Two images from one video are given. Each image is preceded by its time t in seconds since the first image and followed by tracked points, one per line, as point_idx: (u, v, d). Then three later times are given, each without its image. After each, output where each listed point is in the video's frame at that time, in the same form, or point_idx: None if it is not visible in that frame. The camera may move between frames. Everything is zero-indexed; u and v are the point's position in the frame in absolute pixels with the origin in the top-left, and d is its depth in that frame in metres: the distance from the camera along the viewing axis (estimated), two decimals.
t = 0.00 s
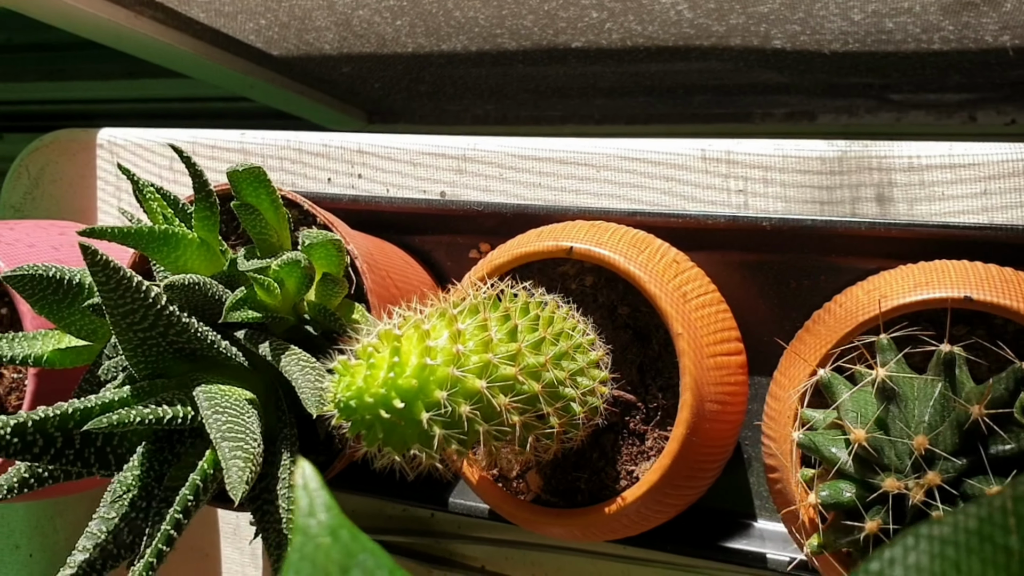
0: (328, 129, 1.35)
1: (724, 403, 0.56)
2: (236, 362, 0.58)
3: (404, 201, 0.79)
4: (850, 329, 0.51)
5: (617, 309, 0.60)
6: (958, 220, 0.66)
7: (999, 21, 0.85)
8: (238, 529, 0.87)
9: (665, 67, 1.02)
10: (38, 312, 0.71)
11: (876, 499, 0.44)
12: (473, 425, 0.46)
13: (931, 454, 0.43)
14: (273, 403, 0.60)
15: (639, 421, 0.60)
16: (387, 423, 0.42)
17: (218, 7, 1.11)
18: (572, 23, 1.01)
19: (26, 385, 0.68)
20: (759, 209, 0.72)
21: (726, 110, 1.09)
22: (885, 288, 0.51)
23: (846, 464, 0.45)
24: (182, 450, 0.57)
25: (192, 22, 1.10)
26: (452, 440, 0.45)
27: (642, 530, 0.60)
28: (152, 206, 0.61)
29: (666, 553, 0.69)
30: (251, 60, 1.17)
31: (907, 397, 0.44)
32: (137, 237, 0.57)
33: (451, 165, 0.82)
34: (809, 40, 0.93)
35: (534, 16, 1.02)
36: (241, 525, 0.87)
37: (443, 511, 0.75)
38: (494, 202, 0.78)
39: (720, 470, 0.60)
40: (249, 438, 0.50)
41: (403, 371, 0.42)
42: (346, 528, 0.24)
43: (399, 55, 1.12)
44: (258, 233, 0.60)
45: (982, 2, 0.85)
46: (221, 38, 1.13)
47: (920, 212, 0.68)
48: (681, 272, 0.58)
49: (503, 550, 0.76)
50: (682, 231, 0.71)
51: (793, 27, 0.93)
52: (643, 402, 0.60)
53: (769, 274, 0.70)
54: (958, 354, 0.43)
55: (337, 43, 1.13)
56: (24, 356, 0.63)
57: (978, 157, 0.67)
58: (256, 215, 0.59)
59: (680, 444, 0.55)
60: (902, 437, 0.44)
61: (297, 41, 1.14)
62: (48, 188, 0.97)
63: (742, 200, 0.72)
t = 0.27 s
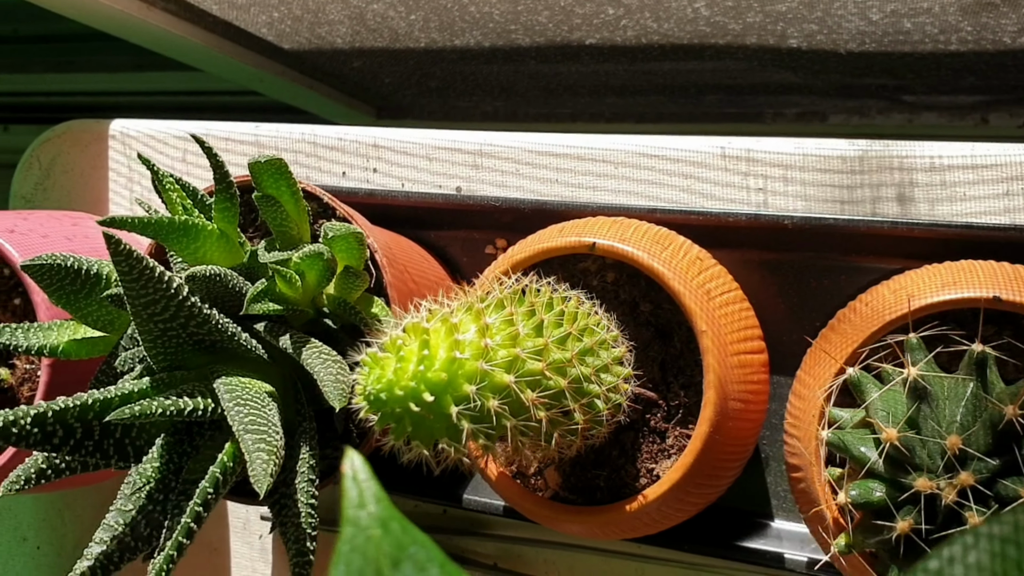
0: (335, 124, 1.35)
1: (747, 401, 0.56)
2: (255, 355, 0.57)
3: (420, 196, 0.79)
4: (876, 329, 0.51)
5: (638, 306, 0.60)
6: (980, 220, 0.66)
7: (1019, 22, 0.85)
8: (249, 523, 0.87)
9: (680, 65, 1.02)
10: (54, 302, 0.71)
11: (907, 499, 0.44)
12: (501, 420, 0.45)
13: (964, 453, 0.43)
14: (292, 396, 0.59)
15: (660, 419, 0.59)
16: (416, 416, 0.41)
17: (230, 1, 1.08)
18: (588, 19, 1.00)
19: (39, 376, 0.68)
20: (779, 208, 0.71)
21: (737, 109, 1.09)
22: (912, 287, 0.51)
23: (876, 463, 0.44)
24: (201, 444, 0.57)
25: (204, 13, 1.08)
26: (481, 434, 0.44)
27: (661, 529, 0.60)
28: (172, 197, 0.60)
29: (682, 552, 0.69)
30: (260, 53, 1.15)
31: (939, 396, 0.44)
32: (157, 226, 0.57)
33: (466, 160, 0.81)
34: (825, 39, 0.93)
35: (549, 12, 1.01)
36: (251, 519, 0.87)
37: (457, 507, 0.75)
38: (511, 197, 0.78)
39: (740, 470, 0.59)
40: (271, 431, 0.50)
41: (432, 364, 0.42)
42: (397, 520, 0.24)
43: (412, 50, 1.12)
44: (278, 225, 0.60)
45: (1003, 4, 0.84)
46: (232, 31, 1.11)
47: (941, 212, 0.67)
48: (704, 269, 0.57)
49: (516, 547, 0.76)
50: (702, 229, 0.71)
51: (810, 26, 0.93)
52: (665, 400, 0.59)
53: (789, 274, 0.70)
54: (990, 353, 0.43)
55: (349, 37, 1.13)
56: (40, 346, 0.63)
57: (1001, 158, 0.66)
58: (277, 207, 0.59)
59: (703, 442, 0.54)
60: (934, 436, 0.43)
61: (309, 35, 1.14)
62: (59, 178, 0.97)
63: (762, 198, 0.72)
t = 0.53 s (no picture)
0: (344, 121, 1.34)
1: (769, 403, 0.56)
2: (278, 350, 0.57)
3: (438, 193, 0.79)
4: (902, 332, 0.51)
5: (661, 306, 0.60)
6: (1000, 225, 0.66)
7: None
8: (261, 519, 0.87)
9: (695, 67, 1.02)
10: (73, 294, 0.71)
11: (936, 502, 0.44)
12: (530, 418, 0.45)
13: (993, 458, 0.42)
14: (314, 391, 0.59)
15: (682, 419, 0.59)
16: (449, 413, 0.41)
17: None
18: (604, 18, 1.02)
19: (58, 369, 0.68)
20: (799, 210, 0.71)
21: (748, 111, 1.09)
22: (939, 291, 0.51)
23: (904, 467, 0.44)
24: (223, 438, 0.56)
25: (218, 7, 1.08)
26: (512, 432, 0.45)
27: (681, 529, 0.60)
28: (195, 190, 0.60)
29: (698, 553, 0.69)
30: (274, 48, 1.15)
31: (968, 399, 0.44)
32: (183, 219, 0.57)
33: (484, 158, 0.81)
34: (842, 41, 0.93)
35: (566, 10, 1.03)
36: (263, 515, 0.87)
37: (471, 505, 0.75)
38: (530, 195, 0.78)
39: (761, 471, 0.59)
40: (297, 426, 0.50)
41: (463, 361, 0.42)
42: (454, 516, 0.24)
43: (425, 47, 1.12)
44: (302, 220, 0.60)
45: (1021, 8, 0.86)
46: (246, 24, 1.11)
47: (961, 216, 0.68)
48: (728, 270, 0.57)
49: (528, 546, 0.75)
50: (722, 230, 0.71)
51: (827, 27, 0.93)
52: (686, 401, 0.59)
53: (809, 275, 0.70)
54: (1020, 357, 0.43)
55: (364, 32, 1.13)
56: (59, 338, 0.62)
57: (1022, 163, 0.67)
58: (301, 201, 0.59)
59: (726, 444, 0.54)
60: (963, 440, 0.43)
61: (323, 30, 1.14)
62: (72, 171, 0.97)
63: (781, 199, 0.72)
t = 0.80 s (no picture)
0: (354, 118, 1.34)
1: (796, 404, 0.56)
2: (305, 347, 0.57)
3: (458, 191, 0.79)
4: (930, 335, 0.51)
5: (687, 307, 0.60)
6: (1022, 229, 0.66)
7: None
8: (276, 515, 0.88)
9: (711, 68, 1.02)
10: (95, 289, 0.71)
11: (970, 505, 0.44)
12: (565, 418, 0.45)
13: None
14: (340, 388, 0.60)
15: (707, 420, 0.59)
16: (486, 412, 0.42)
17: None
18: (622, 18, 1.02)
19: (80, 363, 0.68)
20: (820, 212, 0.72)
21: (759, 112, 1.09)
22: (968, 295, 0.51)
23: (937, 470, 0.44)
24: (251, 436, 0.56)
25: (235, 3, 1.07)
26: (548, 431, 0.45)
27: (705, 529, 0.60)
28: (222, 187, 0.60)
29: (718, 553, 0.69)
30: (289, 45, 1.15)
31: (1002, 403, 0.44)
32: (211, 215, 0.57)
33: (505, 157, 0.81)
34: (859, 44, 0.93)
35: (584, 10, 1.04)
36: (279, 511, 0.88)
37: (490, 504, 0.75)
38: (550, 194, 0.78)
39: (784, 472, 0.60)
40: (328, 424, 0.50)
41: (500, 360, 0.42)
42: (518, 515, 0.24)
43: (439, 45, 1.12)
44: (329, 217, 0.60)
45: None
46: (261, 21, 1.11)
47: (983, 220, 0.68)
48: (755, 271, 0.57)
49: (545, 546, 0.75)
50: (744, 232, 0.71)
51: (845, 30, 0.94)
52: (712, 402, 0.59)
53: (830, 277, 0.70)
54: None
55: (379, 30, 1.14)
56: (83, 334, 0.62)
57: None
58: (330, 200, 0.59)
59: (753, 445, 0.55)
60: (997, 443, 0.43)
61: (338, 27, 1.15)
62: (89, 166, 0.97)
63: (803, 202, 0.72)
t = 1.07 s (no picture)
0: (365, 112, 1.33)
1: (824, 400, 0.56)
2: (334, 335, 0.57)
3: (480, 184, 0.79)
4: (960, 333, 0.51)
5: (716, 302, 0.60)
6: None
7: None
8: (291, 505, 0.88)
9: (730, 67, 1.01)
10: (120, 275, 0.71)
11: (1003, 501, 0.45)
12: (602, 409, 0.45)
13: None
14: (367, 377, 0.59)
15: (733, 415, 0.60)
16: (526, 400, 0.42)
17: None
18: (643, 15, 1.03)
19: (103, 349, 0.67)
20: (845, 210, 0.72)
21: (774, 112, 1.07)
22: (999, 293, 0.51)
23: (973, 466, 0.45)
24: (279, 424, 0.56)
25: None
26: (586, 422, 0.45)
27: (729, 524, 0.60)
28: (253, 174, 0.60)
29: (738, 549, 0.69)
30: (306, 37, 1.15)
31: None
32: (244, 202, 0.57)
33: (527, 151, 0.81)
34: (880, 45, 0.94)
35: (605, 6, 1.04)
36: (294, 501, 0.88)
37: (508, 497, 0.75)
38: (573, 188, 0.78)
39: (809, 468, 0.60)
40: (361, 411, 0.50)
41: (539, 349, 0.42)
42: (588, 496, 0.24)
43: (458, 40, 1.13)
44: (359, 207, 0.60)
45: None
46: (279, 12, 1.11)
47: (1008, 221, 0.68)
48: (785, 267, 0.58)
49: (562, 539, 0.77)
50: (769, 229, 0.71)
51: (867, 31, 0.94)
52: (739, 397, 0.59)
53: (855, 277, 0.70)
54: None
55: (397, 23, 1.15)
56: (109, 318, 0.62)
57: None
58: (361, 189, 0.59)
59: (781, 439, 0.55)
60: None
61: (357, 20, 1.16)
62: (108, 153, 0.97)
63: (827, 200, 0.72)
